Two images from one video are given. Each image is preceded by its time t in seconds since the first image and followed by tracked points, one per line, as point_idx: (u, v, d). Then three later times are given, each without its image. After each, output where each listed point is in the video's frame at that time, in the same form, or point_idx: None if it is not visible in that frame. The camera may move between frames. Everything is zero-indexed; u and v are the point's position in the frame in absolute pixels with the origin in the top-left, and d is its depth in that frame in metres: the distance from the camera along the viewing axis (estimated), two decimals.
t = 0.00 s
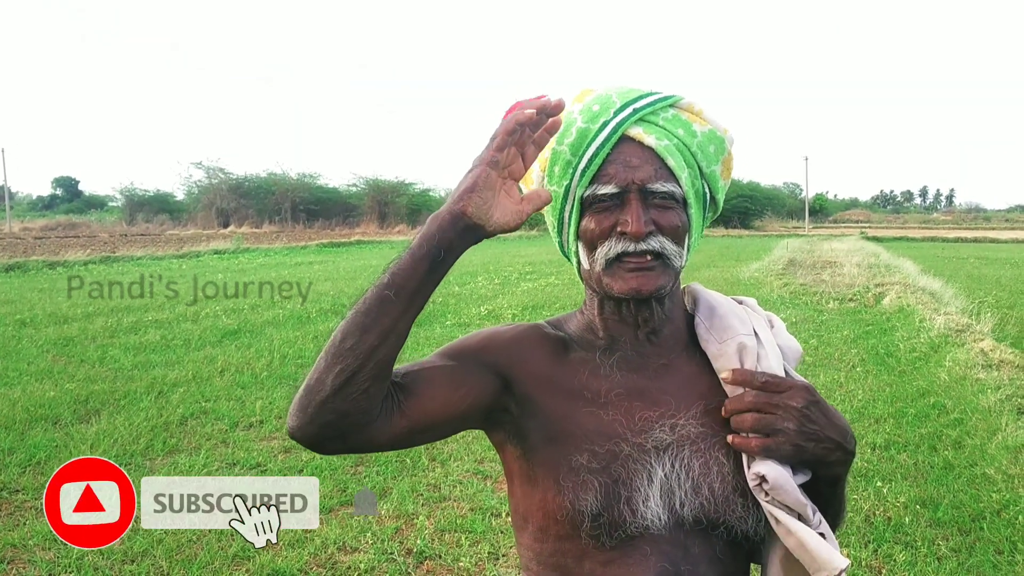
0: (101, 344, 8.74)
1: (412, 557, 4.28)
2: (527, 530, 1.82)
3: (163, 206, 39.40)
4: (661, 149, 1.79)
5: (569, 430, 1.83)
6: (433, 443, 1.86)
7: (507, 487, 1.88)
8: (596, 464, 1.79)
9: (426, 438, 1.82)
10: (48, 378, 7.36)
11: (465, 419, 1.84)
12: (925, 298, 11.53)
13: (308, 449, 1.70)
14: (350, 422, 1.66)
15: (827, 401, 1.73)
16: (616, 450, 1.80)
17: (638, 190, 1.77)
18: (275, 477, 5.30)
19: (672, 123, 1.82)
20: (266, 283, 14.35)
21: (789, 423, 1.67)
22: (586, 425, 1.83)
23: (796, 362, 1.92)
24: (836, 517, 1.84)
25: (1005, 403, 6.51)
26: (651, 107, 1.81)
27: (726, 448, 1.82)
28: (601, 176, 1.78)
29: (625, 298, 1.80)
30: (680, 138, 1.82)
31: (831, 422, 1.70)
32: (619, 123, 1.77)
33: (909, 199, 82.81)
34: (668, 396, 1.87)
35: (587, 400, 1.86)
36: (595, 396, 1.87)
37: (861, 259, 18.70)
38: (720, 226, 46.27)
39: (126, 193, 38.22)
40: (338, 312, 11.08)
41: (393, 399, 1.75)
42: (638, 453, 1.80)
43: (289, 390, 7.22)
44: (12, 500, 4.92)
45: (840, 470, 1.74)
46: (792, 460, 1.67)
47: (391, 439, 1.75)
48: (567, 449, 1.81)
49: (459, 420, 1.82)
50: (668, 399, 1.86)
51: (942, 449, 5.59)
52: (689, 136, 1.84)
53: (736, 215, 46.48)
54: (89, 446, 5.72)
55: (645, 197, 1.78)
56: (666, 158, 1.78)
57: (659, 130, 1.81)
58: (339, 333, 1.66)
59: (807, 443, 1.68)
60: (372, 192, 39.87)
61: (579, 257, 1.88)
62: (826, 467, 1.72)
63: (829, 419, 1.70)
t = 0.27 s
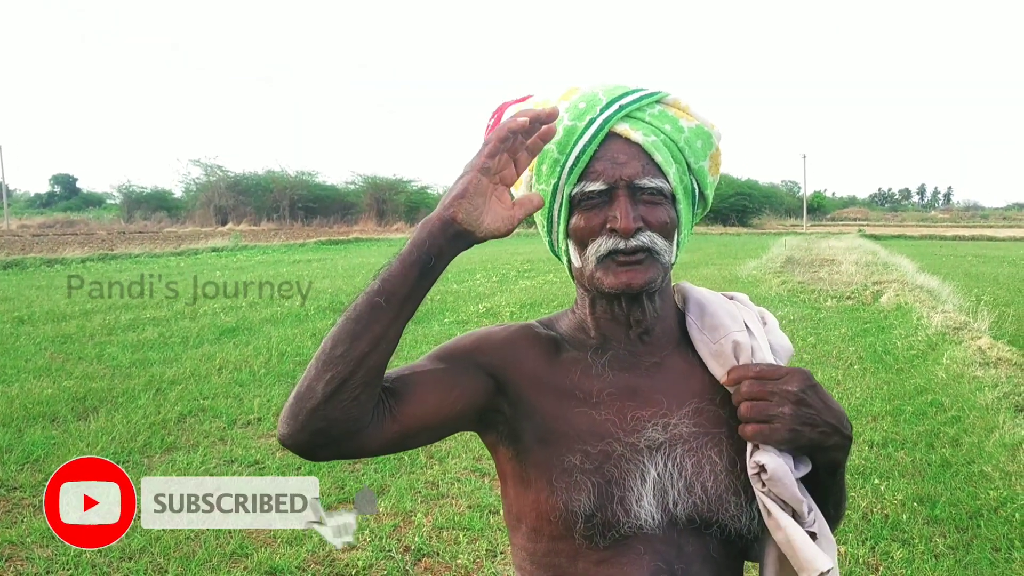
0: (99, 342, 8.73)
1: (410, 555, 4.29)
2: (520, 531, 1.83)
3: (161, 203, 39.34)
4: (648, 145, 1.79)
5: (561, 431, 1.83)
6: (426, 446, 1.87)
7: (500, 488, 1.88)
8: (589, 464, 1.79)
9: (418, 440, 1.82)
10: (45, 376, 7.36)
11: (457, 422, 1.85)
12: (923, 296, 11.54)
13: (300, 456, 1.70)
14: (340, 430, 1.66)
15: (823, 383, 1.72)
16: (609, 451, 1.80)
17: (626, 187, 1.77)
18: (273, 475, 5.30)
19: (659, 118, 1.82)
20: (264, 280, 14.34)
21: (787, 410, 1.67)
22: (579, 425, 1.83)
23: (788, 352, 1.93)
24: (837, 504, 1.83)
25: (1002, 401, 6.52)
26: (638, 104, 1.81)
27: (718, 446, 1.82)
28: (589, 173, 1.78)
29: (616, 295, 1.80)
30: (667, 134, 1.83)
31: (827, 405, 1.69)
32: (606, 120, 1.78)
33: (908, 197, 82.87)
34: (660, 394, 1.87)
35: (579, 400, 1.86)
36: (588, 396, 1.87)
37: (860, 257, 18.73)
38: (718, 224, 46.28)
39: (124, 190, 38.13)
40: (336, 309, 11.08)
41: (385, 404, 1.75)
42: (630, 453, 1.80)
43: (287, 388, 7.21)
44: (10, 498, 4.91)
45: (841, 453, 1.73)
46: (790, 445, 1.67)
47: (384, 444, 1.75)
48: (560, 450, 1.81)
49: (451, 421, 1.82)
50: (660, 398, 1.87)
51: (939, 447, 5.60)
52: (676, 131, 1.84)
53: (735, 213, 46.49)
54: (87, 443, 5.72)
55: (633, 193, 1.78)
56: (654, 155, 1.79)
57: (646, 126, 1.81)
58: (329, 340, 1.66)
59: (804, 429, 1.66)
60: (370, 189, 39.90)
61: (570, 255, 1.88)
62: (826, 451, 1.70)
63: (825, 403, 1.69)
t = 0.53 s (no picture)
0: (100, 341, 8.73)
1: (410, 553, 4.29)
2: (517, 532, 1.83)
3: (162, 202, 39.31)
4: (642, 143, 1.79)
5: (555, 431, 1.83)
6: (421, 450, 1.87)
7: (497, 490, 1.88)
8: (584, 463, 1.79)
9: (412, 445, 1.82)
10: (46, 375, 7.35)
11: (451, 425, 1.84)
12: (924, 295, 11.54)
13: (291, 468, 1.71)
14: (332, 442, 1.66)
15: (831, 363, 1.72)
16: (603, 449, 1.80)
17: (620, 184, 1.77)
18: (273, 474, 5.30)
19: (653, 115, 1.82)
20: (265, 279, 14.34)
21: (799, 386, 1.66)
22: (572, 425, 1.83)
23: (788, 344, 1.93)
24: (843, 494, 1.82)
25: (1003, 400, 6.52)
26: (631, 101, 1.81)
27: (712, 444, 1.82)
28: (583, 170, 1.78)
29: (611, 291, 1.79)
30: (661, 131, 1.82)
31: (835, 383, 1.69)
32: (599, 117, 1.78)
33: (909, 196, 82.83)
34: (654, 393, 1.87)
35: (573, 399, 1.86)
36: (581, 395, 1.87)
37: (860, 255, 18.74)
38: (719, 223, 46.27)
39: (124, 190, 38.08)
40: (336, 308, 11.08)
41: (376, 414, 1.74)
42: (624, 452, 1.80)
43: (287, 387, 7.22)
44: (10, 496, 4.91)
45: (849, 437, 1.72)
46: (803, 423, 1.65)
47: (375, 451, 1.74)
48: (554, 449, 1.81)
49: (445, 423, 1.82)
50: (655, 396, 1.86)
51: (940, 445, 5.60)
52: (670, 128, 1.84)
53: (736, 212, 46.49)
54: (87, 442, 5.72)
55: (627, 190, 1.77)
56: (647, 152, 1.79)
57: (640, 123, 1.81)
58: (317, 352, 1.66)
59: (817, 407, 1.65)
60: (370, 189, 39.92)
61: (564, 253, 1.87)
62: (837, 432, 1.69)
63: (834, 382, 1.69)
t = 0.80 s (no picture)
0: (102, 340, 8.74)
1: (412, 552, 4.30)
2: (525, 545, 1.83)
3: (163, 202, 39.31)
4: (640, 142, 1.79)
5: (556, 437, 1.82)
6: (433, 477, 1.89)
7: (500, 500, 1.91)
8: (585, 469, 1.78)
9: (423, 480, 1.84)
10: (48, 374, 7.36)
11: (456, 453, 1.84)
12: (925, 294, 11.53)
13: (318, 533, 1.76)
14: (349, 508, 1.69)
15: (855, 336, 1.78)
16: (605, 454, 1.80)
17: (619, 183, 1.77)
18: (275, 473, 5.30)
19: (650, 115, 1.82)
20: (266, 279, 14.35)
21: (841, 348, 1.68)
22: (573, 432, 1.82)
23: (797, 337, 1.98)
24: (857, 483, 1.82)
25: (1005, 399, 6.52)
26: (628, 101, 1.81)
27: (713, 443, 1.82)
28: (581, 170, 1.78)
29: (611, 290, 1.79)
30: (659, 130, 1.82)
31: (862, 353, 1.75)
32: (597, 118, 1.78)
33: (910, 195, 82.75)
34: (654, 393, 1.87)
35: (573, 406, 1.86)
36: (581, 400, 1.86)
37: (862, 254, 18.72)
38: (720, 222, 46.24)
39: (125, 189, 38.08)
40: (338, 307, 11.08)
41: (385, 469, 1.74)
42: (626, 455, 1.80)
43: (289, 386, 7.22)
44: (13, 496, 4.92)
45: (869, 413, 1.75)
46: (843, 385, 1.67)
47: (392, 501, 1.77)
48: (555, 456, 1.80)
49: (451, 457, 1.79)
50: (654, 396, 1.86)
51: (942, 445, 5.60)
52: (667, 128, 1.84)
53: (737, 211, 46.46)
54: (89, 441, 5.73)
55: (626, 189, 1.78)
56: (645, 151, 1.79)
57: (638, 123, 1.81)
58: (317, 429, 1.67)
59: (853, 371, 1.69)
60: (372, 188, 39.92)
61: (564, 253, 1.87)
62: (865, 402, 1.72)
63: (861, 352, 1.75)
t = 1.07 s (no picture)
0: (104, 340, 8.75)
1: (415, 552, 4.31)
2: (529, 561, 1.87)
3: (165, 202, 39.35)
4: (647, 140, 1.79)
5: (556, 451, 1.81)
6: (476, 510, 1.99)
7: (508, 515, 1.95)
8: (588, 477, 1.78)
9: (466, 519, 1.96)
10: (51, 374, 7.38)
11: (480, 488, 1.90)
12: (928, 293, 11.52)
13: None
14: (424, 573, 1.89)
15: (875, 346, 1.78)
16: (607, 459, 1.79)
17: (626, 179, 1.77)
18: (278, 472, 5.31)
19: (658, 115, 1.82)
20: (269, 279, 14.36)
21: (863, 347, 1.67)
22: (575, 440, 1.81)
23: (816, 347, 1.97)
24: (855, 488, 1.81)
25: (1009, 399, 6.51)
26: (637, 100, 1.82)
27: (714, 442, 1.82)
28: (588, 166, 1.79)
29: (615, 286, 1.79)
30: (666, 130, 1.82)
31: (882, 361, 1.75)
32: (605, 115, 1.78)
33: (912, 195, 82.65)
34: (656, 393, 1.87)
35: (575, 414, 1.85)
36: (583, 408, 1.85)
37: (865, 254, 18.70)
38: (723, 222, 46.22)
39: (128, 189, 38.10)
40: (340, 307, 11.09)
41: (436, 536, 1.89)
42: (628, 458, 1.80)
43: (292, 386, 7.23)
44: (17, 495, 4.93)
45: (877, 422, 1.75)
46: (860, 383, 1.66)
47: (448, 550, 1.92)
48: (556, 469, 1.80)
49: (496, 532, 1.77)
50: (656, 397, 1.86)
51: (945, 445, 5.59)
52: (675, 128, 1.83)
53: (739, 210, 46.43)
54: (93, 441, 5.74)
55: (632, 186, 1.78)
56: (652, 149, 1.78)
57: (645, 122, 1.81)
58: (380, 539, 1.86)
59: (871, 374, 1.68)
60: (374, 188, 39.93)
61: (568, 249, 1.88)
62: (877, 408, 1.71)
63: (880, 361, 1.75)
